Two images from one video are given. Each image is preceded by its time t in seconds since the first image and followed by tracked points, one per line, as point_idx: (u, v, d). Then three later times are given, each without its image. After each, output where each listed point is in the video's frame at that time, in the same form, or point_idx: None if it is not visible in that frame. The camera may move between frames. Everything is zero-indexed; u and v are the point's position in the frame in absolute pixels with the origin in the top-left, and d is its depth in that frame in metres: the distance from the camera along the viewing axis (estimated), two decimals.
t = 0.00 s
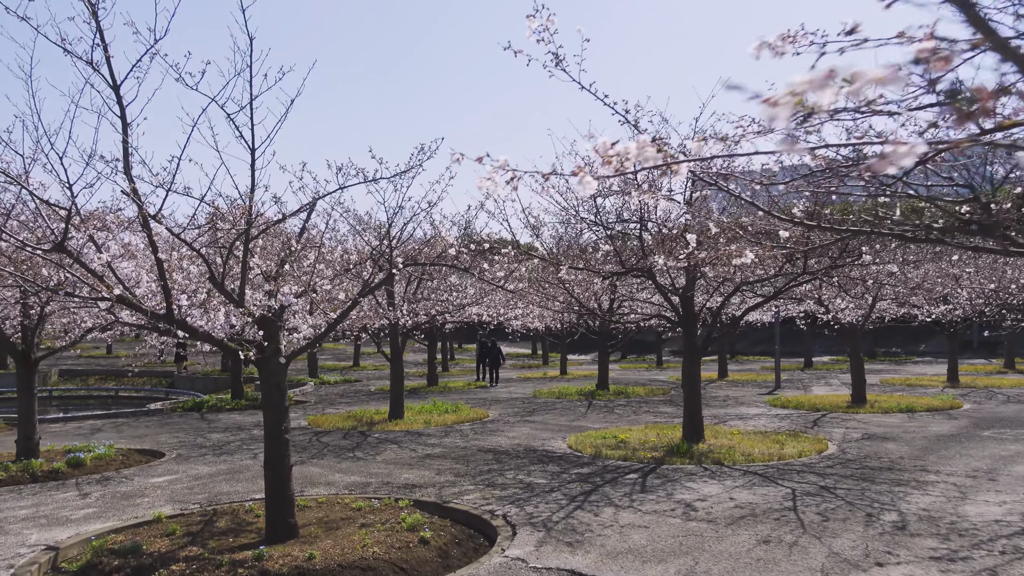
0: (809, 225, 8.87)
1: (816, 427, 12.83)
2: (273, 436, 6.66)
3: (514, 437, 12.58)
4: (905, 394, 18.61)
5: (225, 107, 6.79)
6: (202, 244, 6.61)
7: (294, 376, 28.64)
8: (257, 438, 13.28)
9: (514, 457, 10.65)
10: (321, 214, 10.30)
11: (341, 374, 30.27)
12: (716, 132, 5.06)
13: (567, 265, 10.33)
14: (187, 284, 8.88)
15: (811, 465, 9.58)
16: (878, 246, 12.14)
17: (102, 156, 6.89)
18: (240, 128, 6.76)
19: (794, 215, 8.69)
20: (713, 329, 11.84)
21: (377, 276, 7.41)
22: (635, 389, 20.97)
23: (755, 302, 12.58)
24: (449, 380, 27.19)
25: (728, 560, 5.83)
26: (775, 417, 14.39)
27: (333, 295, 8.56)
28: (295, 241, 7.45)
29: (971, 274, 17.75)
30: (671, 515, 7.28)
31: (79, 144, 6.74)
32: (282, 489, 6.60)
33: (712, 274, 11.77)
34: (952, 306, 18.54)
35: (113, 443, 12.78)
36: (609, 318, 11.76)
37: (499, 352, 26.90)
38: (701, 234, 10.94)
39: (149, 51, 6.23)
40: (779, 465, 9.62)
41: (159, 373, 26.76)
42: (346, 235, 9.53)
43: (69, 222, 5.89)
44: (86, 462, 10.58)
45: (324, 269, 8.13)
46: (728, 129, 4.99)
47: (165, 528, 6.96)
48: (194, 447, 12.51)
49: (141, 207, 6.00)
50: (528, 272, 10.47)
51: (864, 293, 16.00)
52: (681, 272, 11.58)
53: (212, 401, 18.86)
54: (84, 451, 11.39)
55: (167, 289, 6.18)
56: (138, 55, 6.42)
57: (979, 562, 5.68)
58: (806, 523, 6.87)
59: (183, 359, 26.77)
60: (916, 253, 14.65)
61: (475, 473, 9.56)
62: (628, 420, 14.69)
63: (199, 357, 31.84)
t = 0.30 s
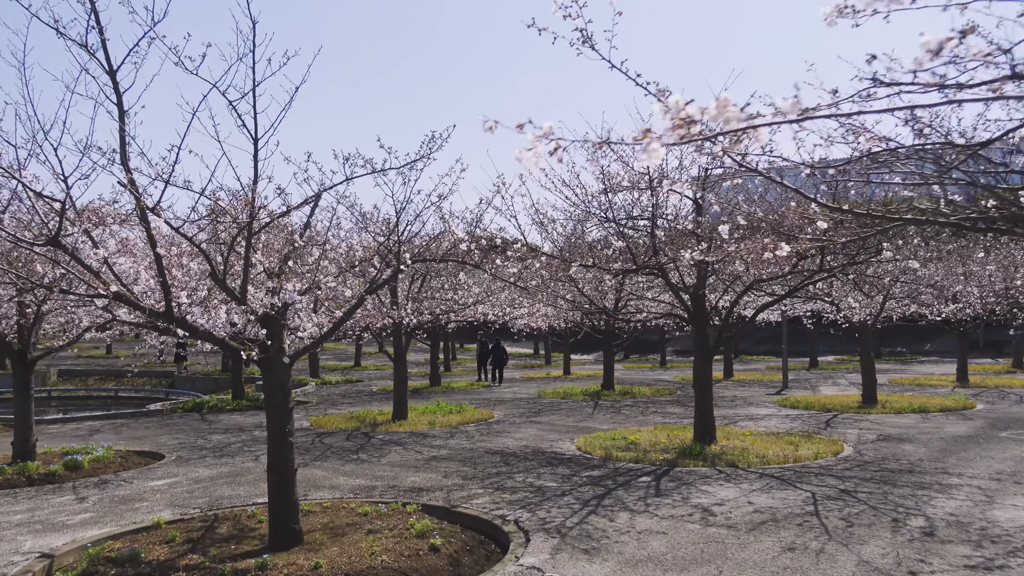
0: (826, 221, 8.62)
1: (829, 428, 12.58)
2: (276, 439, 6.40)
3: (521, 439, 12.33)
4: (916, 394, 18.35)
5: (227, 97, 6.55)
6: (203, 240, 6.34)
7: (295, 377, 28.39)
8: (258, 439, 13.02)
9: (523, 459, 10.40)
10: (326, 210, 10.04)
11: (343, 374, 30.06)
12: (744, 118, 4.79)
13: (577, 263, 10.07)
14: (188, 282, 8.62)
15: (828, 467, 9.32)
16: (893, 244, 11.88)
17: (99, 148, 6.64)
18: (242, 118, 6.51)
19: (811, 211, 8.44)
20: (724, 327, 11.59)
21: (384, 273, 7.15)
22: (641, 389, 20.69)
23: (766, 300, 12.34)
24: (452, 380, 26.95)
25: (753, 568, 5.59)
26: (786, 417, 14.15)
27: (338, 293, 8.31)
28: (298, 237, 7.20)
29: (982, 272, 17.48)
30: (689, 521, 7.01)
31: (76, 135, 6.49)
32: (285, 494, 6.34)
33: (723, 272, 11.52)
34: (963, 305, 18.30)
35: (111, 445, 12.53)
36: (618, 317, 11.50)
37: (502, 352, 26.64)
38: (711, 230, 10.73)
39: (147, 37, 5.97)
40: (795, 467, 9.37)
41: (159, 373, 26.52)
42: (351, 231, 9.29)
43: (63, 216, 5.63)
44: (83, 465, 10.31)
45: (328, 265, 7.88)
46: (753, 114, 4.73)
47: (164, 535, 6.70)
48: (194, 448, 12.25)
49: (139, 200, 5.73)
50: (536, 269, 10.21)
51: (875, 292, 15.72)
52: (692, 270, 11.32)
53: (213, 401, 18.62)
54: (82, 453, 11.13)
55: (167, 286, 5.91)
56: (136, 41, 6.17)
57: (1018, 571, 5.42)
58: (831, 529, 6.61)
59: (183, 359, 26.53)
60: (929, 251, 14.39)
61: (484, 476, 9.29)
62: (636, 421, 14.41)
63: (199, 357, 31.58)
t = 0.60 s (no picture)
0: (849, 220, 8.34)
1: (842, 432, 12.33)
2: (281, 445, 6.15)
3: (528, 442, 12.08)
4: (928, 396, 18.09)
5: (231, 89, 6.31)
6: (205, 238, 6.07)
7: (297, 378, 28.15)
8: (260, 442, 12.77)
9: (532, 464, 10.15)
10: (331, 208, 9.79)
11: (344, 374, 29.82)
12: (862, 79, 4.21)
13: (588, 263, 9.82)
14: (189, 282, 8.37)
15: (846, 473, 9.07)
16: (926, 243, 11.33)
17: (98, 142, 6.41)
18: (245, 112, 6.28)
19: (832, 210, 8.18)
20: (737, 327, 11.32)
21: (394, 273, 6.88)
22: (647, 391, 20.41)
23: (780, 301, 12.03)
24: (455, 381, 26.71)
25: None
26: (798, 421, 13.89)
27: (343, 293, 8.04)
28: (304, 233, 6.94)
29: (995, 273, 17.23)
30: (709, 530, 6.76)
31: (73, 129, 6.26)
32: (290, 502, 6.09)
33: (736, 273, 11.21)
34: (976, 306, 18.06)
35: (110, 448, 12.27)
36: (629, 317, 11.23)
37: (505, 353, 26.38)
38: (727, 228, 10.45)
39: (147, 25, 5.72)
40: (812, 473, 9.11)
41: (159, 373, 26.28)
42: (358, 231, 9.03)
43: (58, 212, 5.38)
44: (82, 468, 10.06)
45: (334, 265, 7.62)
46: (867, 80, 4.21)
47: (164, 544, 6.44)
48: (195, 451, 12.00)
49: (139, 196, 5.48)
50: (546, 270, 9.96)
51: (888, 293, 15.45)
52: (704, 271, 11.07)
53: (214, 402, 18.37)
54: (80, 456, 10.87)
55: (168, 285, 5.65)
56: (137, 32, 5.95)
57: None
58: (859, 539, 6.35)
59: (183, 359, 26.28)
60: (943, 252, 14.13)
61: (493, 481, 9.04)
62: (645, 424, 14.14)
63: (200, 357, 31.33)
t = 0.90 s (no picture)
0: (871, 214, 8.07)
1: (857, 433, 12.07)
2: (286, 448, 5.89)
3: (537, 443, 11.83)
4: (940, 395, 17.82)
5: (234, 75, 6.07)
6: (207, 230, 5.82)
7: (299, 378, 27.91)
8: (263, 443, 12.51)
9: (542, 465, 9.88)
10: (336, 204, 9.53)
11: (347, 375, 29.59)
12: None
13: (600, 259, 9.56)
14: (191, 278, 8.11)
15: (867, 475, 8.81)
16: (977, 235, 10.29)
17: (96, 131, 6.16)
18: (249, 99, 6.02)
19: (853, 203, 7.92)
20: (750, 325, 11.05)
21: (404, 267, 6.62)
22: (654, 390, 20.14)
23: (794, 299, 11.75)
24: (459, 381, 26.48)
25: None
26: (811, 421, 13.64)
27: (350, 288, 7.78)
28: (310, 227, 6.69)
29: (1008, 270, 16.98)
30: (731, 535, 6.48)
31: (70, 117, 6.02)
32: (296, 507, 5.83)
33: (751, 270, 10.96)
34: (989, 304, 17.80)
35: (109, 449, 12.01)
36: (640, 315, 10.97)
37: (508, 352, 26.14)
38: (742, 223, 10.18)
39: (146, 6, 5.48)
40: (832, 475, 8.84)
41: (159, 373, 26.03)
42: (365, 225, 8.77)
43: (53, 203, 5.13)
44: (80, 471, 9.80)
45: (341, 260, 7.37)
46: None
47: (165, 550, 6.19)
48: (196, 453, 11.74)
49: (137, 186, 5.22)
50: (556, 266, 9.70)
51: (901, 291, 15.20)
52: (718, 267, 10.81)
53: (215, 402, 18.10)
54: (79, 458, 10.61)
55: (167, 279, 5.39)
56: (136, 14, 5.70)
57: None
58: (889, 545, 6.08)
59: (184, 359, 26.05)
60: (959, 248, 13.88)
61: (503, 484, 8.77)
62: (654, 424, 13.88)
63: (201, 358, 31.07)
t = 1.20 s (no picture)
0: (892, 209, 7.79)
1: (873, 435, 11.81)
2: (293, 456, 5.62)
3: (546, 446, 11.57)
4: (952, 397, 17.55)
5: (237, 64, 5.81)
6: (209, 227, 5.55)
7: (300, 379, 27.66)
8: (266, 447, 12.26)
9: (554, 470, 9.62)
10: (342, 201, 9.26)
11: (348, 375, 29.35)
12: None
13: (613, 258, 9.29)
14: (192, 278, 7.84)
15: (890, 481, 8.54)
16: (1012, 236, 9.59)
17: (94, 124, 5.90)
18: (255, 89, 5.76)
19: (876, 200, 7.66)
20: (763, 326, 10.78)
21: (415, 266, 6.35)
22: (661, 391, 19.87)
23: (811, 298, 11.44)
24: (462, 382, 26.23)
25: None
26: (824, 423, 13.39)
27: (357, 288, 7.52)
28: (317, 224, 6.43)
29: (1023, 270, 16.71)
30: (756, 545, 6.20)
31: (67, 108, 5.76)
32: (303, 518, 5.57)
33: (766, 269, 10.68)
34: (1002, 304, 17.54)
35: (109, 453, 11.75)
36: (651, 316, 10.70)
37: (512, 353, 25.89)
38: (758, 220, 9.91)
39: None
40: (853, 481, 8.58)
41: (160, 374, 25.80)
42: (373, 223, 8.51)
43: (48, 198, 4.87)
44: (79, 476, 9.54)
45: (348, 259, 7.10)
46: None
47: (166, 562, 5.92)
48: (197, 457, 11.49)
49: (137, 180, 4.96)
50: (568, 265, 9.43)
51: (914, 290, 14.94)
52: (732, 267, 10.54)
53: (216, 404, 17.84)
54: (77, 462, 10.34)
55: (168, 278, 5.13)
56: None
57: None
58: (923, 556, 5.80)
59: (185, 360, 25.82)
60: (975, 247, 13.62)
61: (514, 490, 8.51)
62: (665, 427, 13.61)
63: (202, 359, 30.82)
